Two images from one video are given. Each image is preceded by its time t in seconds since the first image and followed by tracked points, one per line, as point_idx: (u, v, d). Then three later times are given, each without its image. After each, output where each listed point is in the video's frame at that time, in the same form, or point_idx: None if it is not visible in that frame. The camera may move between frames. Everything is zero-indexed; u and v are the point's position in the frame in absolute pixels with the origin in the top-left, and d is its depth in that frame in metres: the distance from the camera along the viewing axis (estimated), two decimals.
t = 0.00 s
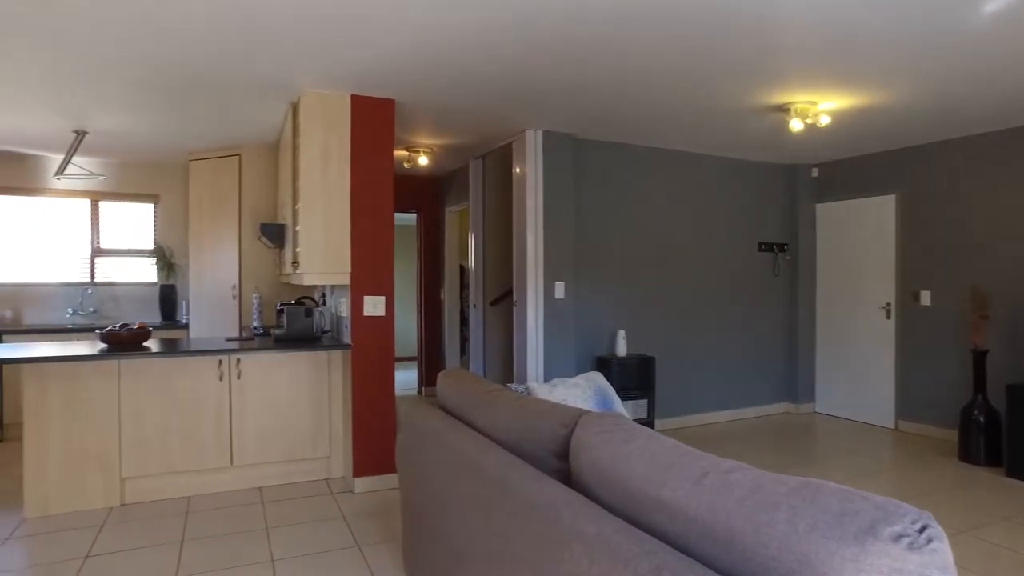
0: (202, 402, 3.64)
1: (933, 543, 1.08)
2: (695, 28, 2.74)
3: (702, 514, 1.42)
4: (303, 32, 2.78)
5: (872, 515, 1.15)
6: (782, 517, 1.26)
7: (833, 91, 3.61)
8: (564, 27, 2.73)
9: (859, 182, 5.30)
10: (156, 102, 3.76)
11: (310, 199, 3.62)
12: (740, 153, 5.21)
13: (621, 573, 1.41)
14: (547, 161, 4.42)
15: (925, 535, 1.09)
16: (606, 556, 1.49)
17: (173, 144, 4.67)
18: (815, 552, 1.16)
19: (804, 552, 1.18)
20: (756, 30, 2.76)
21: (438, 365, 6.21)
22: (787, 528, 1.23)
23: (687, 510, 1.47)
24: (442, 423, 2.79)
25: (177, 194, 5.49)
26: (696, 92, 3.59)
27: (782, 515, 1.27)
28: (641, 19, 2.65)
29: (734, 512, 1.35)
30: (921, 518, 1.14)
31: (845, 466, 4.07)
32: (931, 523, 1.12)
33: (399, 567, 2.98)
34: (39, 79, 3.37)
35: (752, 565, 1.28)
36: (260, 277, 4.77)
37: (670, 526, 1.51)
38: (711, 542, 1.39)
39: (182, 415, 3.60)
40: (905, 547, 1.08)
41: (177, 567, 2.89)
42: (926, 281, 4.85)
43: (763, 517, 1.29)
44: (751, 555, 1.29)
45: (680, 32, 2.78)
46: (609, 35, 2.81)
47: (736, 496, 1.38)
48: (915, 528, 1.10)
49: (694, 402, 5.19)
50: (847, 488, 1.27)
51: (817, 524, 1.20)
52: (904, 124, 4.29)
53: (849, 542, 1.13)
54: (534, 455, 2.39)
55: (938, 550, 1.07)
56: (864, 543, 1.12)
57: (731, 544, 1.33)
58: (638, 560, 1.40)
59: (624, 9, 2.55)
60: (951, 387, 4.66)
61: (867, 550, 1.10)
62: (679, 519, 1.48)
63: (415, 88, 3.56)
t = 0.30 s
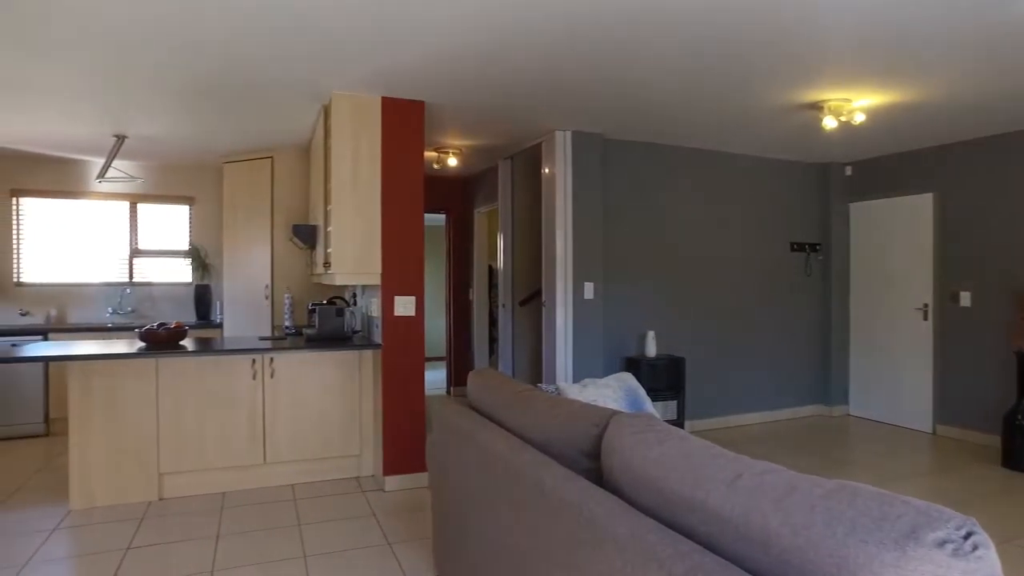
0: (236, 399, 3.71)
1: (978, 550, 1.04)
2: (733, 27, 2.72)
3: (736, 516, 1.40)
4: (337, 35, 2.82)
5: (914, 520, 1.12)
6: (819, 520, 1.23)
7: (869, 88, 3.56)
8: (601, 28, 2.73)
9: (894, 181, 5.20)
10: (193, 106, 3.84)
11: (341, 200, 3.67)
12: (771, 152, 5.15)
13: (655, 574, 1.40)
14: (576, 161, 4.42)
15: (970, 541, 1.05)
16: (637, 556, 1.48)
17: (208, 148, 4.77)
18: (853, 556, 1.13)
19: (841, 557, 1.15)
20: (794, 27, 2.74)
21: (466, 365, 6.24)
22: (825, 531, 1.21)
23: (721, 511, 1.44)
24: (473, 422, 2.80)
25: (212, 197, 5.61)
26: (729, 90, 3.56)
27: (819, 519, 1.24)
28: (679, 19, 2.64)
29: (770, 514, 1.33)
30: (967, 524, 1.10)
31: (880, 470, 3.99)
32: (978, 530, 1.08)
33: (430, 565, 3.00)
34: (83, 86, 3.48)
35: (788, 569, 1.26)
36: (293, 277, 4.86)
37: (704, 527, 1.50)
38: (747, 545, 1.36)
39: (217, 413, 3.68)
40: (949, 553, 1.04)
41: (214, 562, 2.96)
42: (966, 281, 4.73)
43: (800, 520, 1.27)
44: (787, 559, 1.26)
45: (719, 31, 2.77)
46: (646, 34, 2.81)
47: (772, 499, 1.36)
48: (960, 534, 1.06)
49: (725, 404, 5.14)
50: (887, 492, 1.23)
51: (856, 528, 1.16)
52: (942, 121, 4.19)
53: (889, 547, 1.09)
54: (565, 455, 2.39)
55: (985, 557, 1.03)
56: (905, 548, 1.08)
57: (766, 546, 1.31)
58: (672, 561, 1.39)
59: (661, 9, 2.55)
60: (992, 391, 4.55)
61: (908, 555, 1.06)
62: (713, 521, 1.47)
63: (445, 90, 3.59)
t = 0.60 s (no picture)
0: (267, 397, 3.77)
1: (1020, 557, 1.01)
2: (763, 24, 2.69)
3: (766, 518, 1.39)
4: (365, 38, 2.85)
5: (951, 524, 1.09)
6: (851, 523, 1.21)
7: (903, 84, 3.49)
8: (628, 26, 2.72)
9: (929, 178, 5.08)
10: (227, 110, 3.93)
11: (369, 201, 3.71)
12: (801, 151, 5.08)
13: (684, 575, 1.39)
14: (603, 161, 4.41)
15: (1011, 547, 1.02)
16: (666, 557, 1.47)
17: (240, 150, 4.86)
18: (887, 560, 1.11)
19: (875, 560, 1.13)
20: (824, 25, 2.71)
21: (493, 365, 6.26)
22: (857, 534, 1.19)
23: (752, 513, 1.43)
24: (501, 421, 2.81)
25: (243, 198, 5.71)
26: (759, 88, 3.53)
27: (851, 522, 1.22)
28: (706, 16, 2.62)
29: (801, 517, 1.31)
30: (1007, 530, 1.07)
31: (914, 475, 3.91)
32: (1019, 536, 1.05)
33: (457, 563, 3.02)
34: (123, 91, 3.58)
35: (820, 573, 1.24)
36: (322, 277, 4.92)
37: (734, 529, 1.48)
38: (777, 547, 1.35)
39: (249, 410, 3.75)
40: (988, 559, 1.01)
41: (245, 557, 3.01)
42: (1005, 281, 4.60)
43: (832, 523, 1.25)
44: (819, 562, 1.24)
45: (749, 28, 2.74)
46: (673, 33, 2.80)
47: (803, 501, 1.34)
48: (999, 539, 1.04)
49: (754, 406, 5.08)
50: (923, 496, 1.21)
51: (889, 531, 1.14)
52: (979, 116, 4.09)
53: (924, 551, 1.07)
54: (593, 455, 2.38)
55: None
56: (942, 553, 1.06)
57: (797, 549, 1.29)
58: (701, 562, 1.37)
59: (691, 9, 2.55)
60: None
61: (945, 560, 1.04)
62: (743, 522, 1.45)
63: (473, 90, 3.61)
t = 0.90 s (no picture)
0: (291, 396, 3.82)
1: None
2: (764, 20, 2.66)
3: (790, 519, 1.37)
4: (387, 39, 2.88)
5: (981, 528, 1.07)
6: (878, 526, 1.20)
7: (931, 81, 3.43)
8: (615, 27, 2.74)
9: (957, 177, 4.99)
10: (253, 113, 3.99)
11: (392, 203, 3.74)
12: (825, 150, 5.02)
13: None
14: (625, 161, 4.40)
15: None
16: (689, 557, 1.46)
17: (265, 152, 4.93)
18: (915, 564, 1.09)
19: (903, 564, 1.12)
20: (847, 22, 2.68)
21: (514, 365, 6.27)
22: (884, 537, 1.17)
23: (776, 514, 1.42)
24: (524, 421, 2.82)
25: (268, 199, 5.79)
26: (783, 86, 3.50)
27: (878, 524, 1.20)
28: (699, 14, 2.60)
29: (826, 518, 1.30)
30: None
31: (942, 479, 3.84)
32: None
33: (479, 562, 3.04)
34: (153, 96, 3.66)
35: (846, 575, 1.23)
36: (346, 277, 4.97)
37: (757, 530, 1.47)
38: (801, 549, 1.34)
39: (274, 409, 3.80)
40: (1021, 564, 0.99)
41: (270, 553, 3.05)
42: None
43: (857, 525, 1.23)
44: (844, 564, 1.23)
45: (741, 25, 2.71)
46: (673, 31, 2.78)
47: (828, 502, 1.33)
48: None
49: (778, 407, 5.03)
50: (954, 500, 1.19)
51: (917, 534, 1.13)
52: (1009, 113, 4.00)
53: (954, 555, 1.06)
54: (616, 455, 2.38)
55: None
56: (972, 557, 1.04)
57: (821, 550, 1.28)
58: (724, 561, 1.37)
59: (713, 8, 2.54)
60: None
61: (976, 564, 1.02)
62: (767, 523, 1.44)
63: (494, 91, 3.62)
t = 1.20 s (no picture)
0: (316, 396, 3.86)
1: None
2: (775, 20, 2.65)
3: (818, 523, 1.36)
4: (411, 41, 2.90)
5: (1019, 536, 1.05)
6: (910, 532, 1.18)
7: (962, 78, 3.37)
8: (638, 27, 2.73)
9: (986, 176, 4.89)
10: (279, 116, 4.04)
11: (415, 204, 3.76)
12: (850, 149, 4.95)
13: None
14: (647, 162, 4.39)
15: None
16: (715, 560, 1.45)
17: (289, 154, 4.99)
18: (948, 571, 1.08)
19: (936, 571, 1.10)
20: (874, 20, 2.65)
21: (535, 366, 6.28)
22: (916, 543, 1.15)
23: (804, 517, 1.40)
24: (547, 422, 2.82)
25: (292, 201, 5.85)
26: (809, 85, 3.46)
27: (909, 530, 1.19)
28: (712, 15, 2.60)
29: (854, 523, 1.28)
30: None
31: (971, 483, 3.77)
32: None
33: (502, 563, 3.05)
34: (182, 100, 3.73)
35: None
36: (369, 278, 5.01)
37: (784, 533, 1.46)
38: (830, 554, 1.32)
39: (298, 408, 3.84)
40: None
41: (295, 551, 3.09)
42: None
43: (888, 531, 1.22)
44: (874, 570, 1.22)
45: (760, 25, 2.70)
46: (692, 31, 2.77)
47: (858, 507, 1.31)
48: None
49: (802, 410, 4.97)
50: (988, 507, 1.17)
51: (951, 541, 1.11)
52: None
53: (990, 563, 1.04)
54: (640, 457, 2.37)
55: None
56: (1010, 567, 1.02)
57: (851, 555, 1.27)
58: (751, 565, 1.36)
59: (738, 7, 2.52)
60: None
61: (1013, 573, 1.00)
62: (794, 527, 1.43)
63: (517, 92, 3.63)
